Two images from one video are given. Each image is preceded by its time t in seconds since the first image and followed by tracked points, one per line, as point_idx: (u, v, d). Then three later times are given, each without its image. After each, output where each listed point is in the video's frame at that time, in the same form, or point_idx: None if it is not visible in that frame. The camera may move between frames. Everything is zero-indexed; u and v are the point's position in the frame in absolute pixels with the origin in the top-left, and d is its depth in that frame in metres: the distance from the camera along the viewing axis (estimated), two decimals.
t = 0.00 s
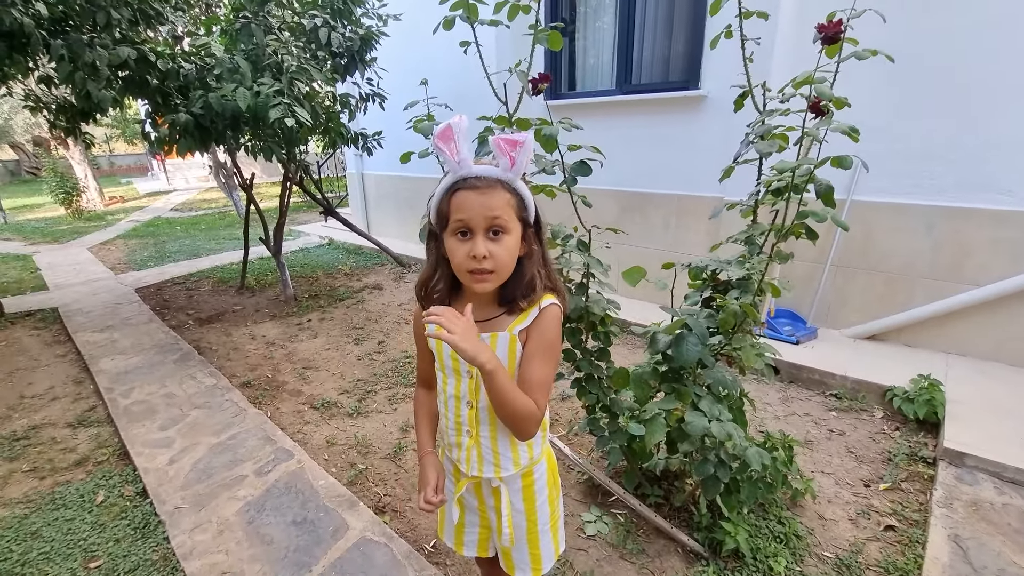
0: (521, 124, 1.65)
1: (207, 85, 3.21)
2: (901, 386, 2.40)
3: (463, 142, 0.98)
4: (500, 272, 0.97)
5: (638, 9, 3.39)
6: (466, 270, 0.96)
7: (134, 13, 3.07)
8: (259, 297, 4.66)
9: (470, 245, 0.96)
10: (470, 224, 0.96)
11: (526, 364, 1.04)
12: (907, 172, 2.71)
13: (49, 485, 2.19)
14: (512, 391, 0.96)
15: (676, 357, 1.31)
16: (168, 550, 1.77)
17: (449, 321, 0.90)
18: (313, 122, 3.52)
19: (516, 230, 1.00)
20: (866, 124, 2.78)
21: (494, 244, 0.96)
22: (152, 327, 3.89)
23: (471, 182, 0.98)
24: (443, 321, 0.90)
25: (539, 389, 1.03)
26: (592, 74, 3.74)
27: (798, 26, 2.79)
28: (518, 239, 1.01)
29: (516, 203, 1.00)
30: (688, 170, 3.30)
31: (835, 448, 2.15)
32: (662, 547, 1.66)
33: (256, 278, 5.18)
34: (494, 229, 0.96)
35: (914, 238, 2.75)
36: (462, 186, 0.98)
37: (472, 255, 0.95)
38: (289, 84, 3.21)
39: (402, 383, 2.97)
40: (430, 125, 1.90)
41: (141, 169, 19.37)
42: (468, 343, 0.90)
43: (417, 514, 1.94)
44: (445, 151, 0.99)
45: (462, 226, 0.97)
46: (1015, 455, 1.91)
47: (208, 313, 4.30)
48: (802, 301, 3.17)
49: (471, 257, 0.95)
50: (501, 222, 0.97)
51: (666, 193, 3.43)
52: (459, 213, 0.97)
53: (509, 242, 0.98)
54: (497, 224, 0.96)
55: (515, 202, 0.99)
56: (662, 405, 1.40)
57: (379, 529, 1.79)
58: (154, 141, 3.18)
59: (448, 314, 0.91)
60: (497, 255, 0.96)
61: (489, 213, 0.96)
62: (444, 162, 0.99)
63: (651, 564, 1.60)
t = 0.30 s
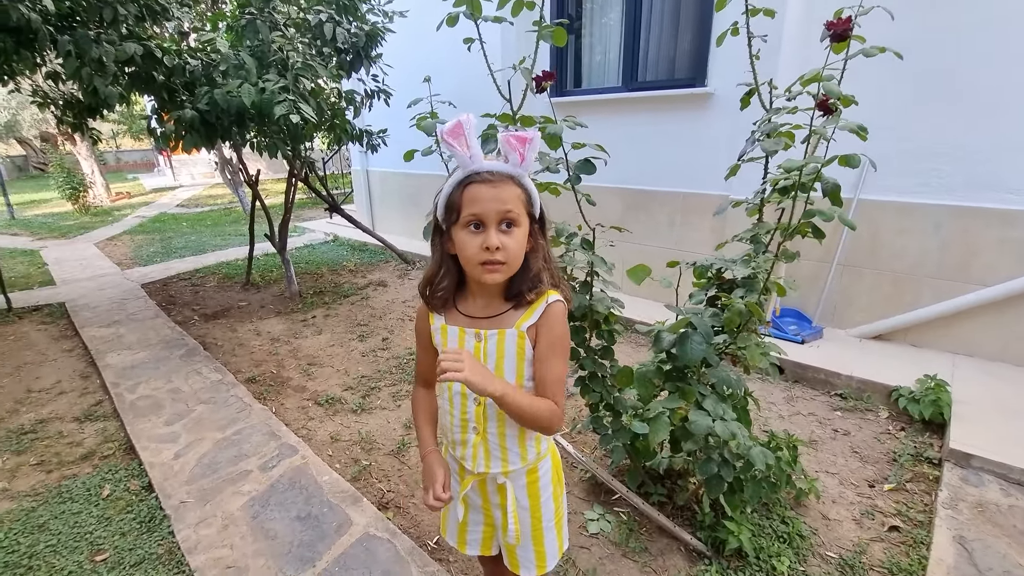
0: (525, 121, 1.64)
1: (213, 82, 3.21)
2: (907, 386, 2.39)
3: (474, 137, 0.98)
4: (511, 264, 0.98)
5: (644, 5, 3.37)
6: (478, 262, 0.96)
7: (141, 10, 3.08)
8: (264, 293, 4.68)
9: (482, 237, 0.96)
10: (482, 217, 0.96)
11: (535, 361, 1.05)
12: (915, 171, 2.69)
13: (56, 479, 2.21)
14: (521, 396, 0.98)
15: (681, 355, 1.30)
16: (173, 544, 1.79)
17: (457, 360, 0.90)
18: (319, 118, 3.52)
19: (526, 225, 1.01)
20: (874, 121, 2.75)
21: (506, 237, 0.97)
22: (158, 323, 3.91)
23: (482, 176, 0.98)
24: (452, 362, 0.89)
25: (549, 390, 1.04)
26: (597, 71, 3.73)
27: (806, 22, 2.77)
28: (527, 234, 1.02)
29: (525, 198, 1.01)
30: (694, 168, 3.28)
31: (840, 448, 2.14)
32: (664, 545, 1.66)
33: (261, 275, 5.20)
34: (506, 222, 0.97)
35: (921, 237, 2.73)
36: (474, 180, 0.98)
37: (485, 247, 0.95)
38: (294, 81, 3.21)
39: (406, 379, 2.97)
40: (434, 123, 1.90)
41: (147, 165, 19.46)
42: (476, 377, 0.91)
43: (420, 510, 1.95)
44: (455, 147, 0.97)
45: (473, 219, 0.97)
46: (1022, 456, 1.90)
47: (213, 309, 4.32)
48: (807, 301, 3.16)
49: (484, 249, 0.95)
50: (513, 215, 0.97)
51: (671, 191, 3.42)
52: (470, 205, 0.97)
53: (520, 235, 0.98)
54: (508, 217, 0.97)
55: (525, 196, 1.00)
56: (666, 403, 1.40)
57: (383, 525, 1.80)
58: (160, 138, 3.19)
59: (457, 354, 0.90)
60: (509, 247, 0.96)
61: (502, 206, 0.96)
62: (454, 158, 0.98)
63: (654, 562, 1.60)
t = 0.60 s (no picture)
0: (531, 117, 1.63)
1: (218, 77, 3.21)
2: (914, 386, 2.37)
3: (490, 129, 0.98)
4: (522, 258, 0.97)
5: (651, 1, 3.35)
6: (488, 254, 0.95)
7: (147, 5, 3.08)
8: (269, 289, 4.69)
9: (493, 229, 0.95)
10: (495, 209, 0.95)
11: (550, 358, 1.07)
12: (925, 169, 2.66)
13: (62, 472, 2.22)
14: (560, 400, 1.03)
15: (686, 354, 1.29)
16: (177, 538, 1.79)
17: (512, 405, 0.92)
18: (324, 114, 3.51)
19: (537, 220, 1.00)
20: (882, 119, 2.73)
21: (518, 230, 0.96)
22: (164, 318, 3.92)
23: (497, 169, 0.97)
24: (512, 412, 0.92)
25: (573, 381, 1.08)
26: (603, 67, 3.71)
27: (814, 18, 2.74)
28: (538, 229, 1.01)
29: (537, 193, 1.01)
30: (700, 165, 3.26)
31: (845, 448, 2.13)
32: (668, 544, 1.65)
33: (265, 271, 5.21)
34: (519, 215, 0.96)
35: (929, 236, 2.71)
36: (488, 172, 0.98)
37: (497, 239, 0.94)
38: (298, 76, 3.20)
39: (410, 376, 2.98)
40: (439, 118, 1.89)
41: (153, 161, 19.53)
42: (536, 411, 0.95)
43: (423, 506, 1.95)
44: (471, 139, 0.97)
45: (486, 211, 0.96)
46: None
47: (218, 305, 4.33)
48: (813, 299, 3.14)
49: (495, 241, 0.94)
50: (526, 209, 0.97)
51: (677, 189, 3.40)
52: (484, 197, 0.96)
53: (531, 230, 0.98)
54: (521, 211, 0.96)
55: (537, 192, 1.00)
56: (671, 401, 1.39)
57: (386, 521, 1.80)
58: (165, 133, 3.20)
59: (512, 400, 0.93)
60: (520, 240, 0.95)
61: (515, 199, 0.95)
62: (469, 149, 0.98)
63: (657, 561, 1.59)
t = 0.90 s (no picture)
0: (534, 114, 1.63)
1: (222, 74, 3.22)
2: (918, 384, 2.36)
3: (525, 129, 0.98)
4: (532, 257, 0.98)
5: None
6: (502, 246, 0.95)
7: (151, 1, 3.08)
8: (272, 285, 4.70)
9: (511, 222, 0.95)
10: (517, 203, 0.96)
11: (550, 353, 1.09)
12: (931, 166, 2.64)
13: (68, 466, 2.24)
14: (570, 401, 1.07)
15: (688, 351, 1.29)
16: (182, 532, 1.81)
17: (550, 441, 0.97)
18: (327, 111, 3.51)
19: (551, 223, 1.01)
20: (888, 116, 2.71)
21: (535, 229, 0.97)
22: (168, 313, 3.94)
23: (524, 165, 0.98)
24: (556, 450, 0.97)
25: (574, 372, 1.11)
26: (607, 63, 3.70)
27: (820, 14, 2.72)
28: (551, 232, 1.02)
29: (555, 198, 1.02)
30: (704, 162, 3.25)
31: (848, 446, 2.12)
32: (670, 541, 1.66)
33: (269, 267, 5.22)
34: (538, 215, 0.97)
35: (935, 234, 2.69)
36: (514, 165, 0.98)
37: (513, 233, 0.94)
38: (302, 73, 3.20)
39: (413, 372, 2.98)
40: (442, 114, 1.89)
41: (158, 157, 19.59)
42: (571, 432, 1.00)
43: (426, 502, 1.96)
44: (506, 133, 0.97)
45: (506, 204, 0.96)
46: None
47: (222, 301, 4.35)
48: (817, 297, 3.12)
49: (511, 235, 0.95)
50: (545, 211, 0.98)
51: (681, 185, 3.39)
52: (509, 189, 0.96)
53: (546, 231, 0.99)
54: (540, 211, 0.97)
55: (556, 195, 1.01)
56: (673, 398, 1.39)
57: (388, 517, 1.81)
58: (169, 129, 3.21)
59: (551, 437, 0.97)
60: (534, 239, 0.96)
61: (537, 198, 0.96)
62: (503, 142, 0.97)
63: (659, 558, 1.60)
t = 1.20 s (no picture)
0: (534, 112, 1.62)
1: (223, 72, 3.22)
2: (920, 382, 2.36)
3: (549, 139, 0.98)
4: (533, 264, 0.98)
5: None
6: (506, 250, 0.96)
7: None
8: (275, 283, 4.72)
9: (517, 228, 0.96)
10: (527, 210, 0.96)
11: (542, 350, 1.10)
12: (933, 164, 2.63)
13: (72, 462, 2.25)
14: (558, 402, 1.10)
15: (687, 349, 1.29)
16: (185, 528, 1.82)
17: (546, 449, 1.00)
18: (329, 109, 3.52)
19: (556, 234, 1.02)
20: (890, 113, 2.70)
21: (540, 237, 0.97)
22: (171, 311, 3.96)
23: (540, 173, 0.98)
24: (552, 455, 1.01)
25: (560, 369, 1.14)
26: (608, 61, 3.69)
27: (822, 11, 2.71)
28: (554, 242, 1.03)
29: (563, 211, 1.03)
30: (705, 160, 3.25)
31: (849, 444, 2.12)
32: (670, 538, 1.66)
33: (271, 265, 5.24)
34: (546, 225, 0.98)
35: (938, 232, 2.68)
36: (530, 172, 0.98)
37: (518, 239, 0.95)
38: (303, 71, 3.21)
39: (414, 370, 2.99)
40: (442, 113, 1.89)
41: (161, 155, 19.65)
42: (566, 433, 1.03)
43: (427, 499, 1.97)
44: (530, 139, 0.97)
45: (515, 209, 0.96)
46: None
47: (225, 299, 4.36)
48: (819, 295, 3.12)
49: (516, 241, 0.95)
50: (553, 222, 0.99)
51: (682, 183, 3.38)
52: (522, 195, 0.96)
53: (550, 241, 1.00)
54: (547, 222, 0.98)
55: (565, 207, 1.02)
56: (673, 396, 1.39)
57: (390, 513, 1.82)
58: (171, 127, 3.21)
59: (547, 445, 1.00)
60: (537, 248, 0.97)
61: (547, 208, 0.97)
62: (526, 148, 0.97)
63: (659, 555, 1.60)
